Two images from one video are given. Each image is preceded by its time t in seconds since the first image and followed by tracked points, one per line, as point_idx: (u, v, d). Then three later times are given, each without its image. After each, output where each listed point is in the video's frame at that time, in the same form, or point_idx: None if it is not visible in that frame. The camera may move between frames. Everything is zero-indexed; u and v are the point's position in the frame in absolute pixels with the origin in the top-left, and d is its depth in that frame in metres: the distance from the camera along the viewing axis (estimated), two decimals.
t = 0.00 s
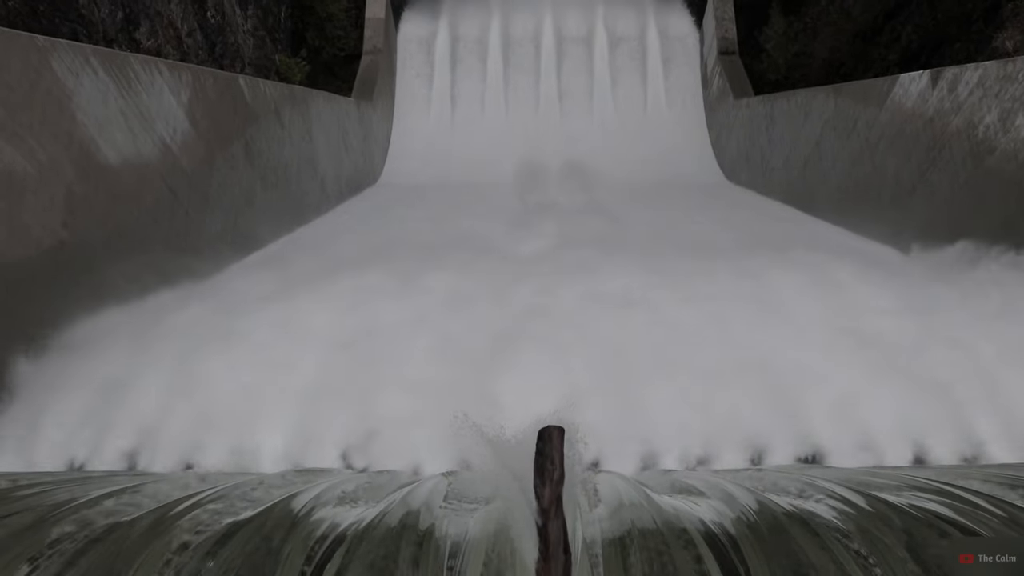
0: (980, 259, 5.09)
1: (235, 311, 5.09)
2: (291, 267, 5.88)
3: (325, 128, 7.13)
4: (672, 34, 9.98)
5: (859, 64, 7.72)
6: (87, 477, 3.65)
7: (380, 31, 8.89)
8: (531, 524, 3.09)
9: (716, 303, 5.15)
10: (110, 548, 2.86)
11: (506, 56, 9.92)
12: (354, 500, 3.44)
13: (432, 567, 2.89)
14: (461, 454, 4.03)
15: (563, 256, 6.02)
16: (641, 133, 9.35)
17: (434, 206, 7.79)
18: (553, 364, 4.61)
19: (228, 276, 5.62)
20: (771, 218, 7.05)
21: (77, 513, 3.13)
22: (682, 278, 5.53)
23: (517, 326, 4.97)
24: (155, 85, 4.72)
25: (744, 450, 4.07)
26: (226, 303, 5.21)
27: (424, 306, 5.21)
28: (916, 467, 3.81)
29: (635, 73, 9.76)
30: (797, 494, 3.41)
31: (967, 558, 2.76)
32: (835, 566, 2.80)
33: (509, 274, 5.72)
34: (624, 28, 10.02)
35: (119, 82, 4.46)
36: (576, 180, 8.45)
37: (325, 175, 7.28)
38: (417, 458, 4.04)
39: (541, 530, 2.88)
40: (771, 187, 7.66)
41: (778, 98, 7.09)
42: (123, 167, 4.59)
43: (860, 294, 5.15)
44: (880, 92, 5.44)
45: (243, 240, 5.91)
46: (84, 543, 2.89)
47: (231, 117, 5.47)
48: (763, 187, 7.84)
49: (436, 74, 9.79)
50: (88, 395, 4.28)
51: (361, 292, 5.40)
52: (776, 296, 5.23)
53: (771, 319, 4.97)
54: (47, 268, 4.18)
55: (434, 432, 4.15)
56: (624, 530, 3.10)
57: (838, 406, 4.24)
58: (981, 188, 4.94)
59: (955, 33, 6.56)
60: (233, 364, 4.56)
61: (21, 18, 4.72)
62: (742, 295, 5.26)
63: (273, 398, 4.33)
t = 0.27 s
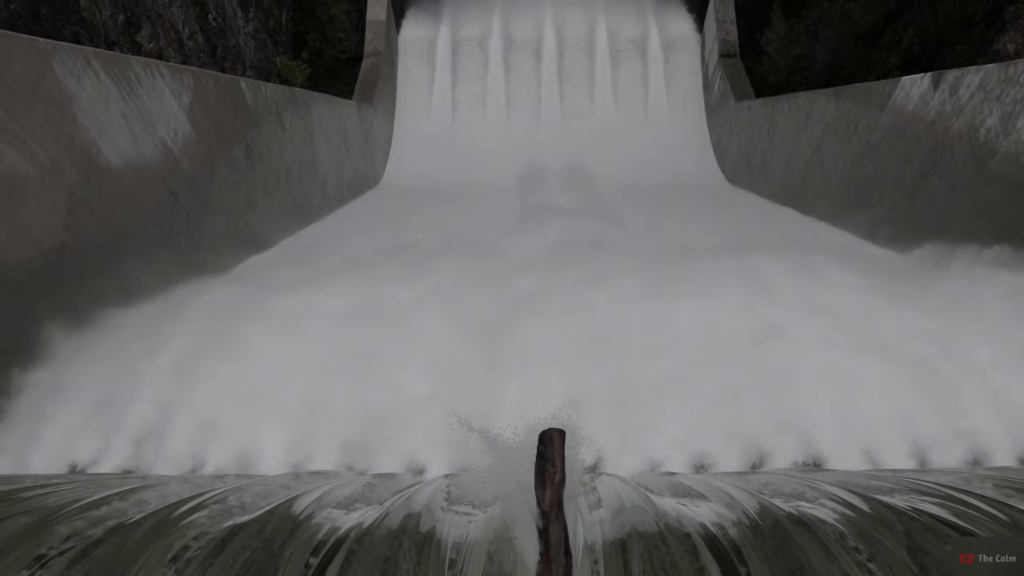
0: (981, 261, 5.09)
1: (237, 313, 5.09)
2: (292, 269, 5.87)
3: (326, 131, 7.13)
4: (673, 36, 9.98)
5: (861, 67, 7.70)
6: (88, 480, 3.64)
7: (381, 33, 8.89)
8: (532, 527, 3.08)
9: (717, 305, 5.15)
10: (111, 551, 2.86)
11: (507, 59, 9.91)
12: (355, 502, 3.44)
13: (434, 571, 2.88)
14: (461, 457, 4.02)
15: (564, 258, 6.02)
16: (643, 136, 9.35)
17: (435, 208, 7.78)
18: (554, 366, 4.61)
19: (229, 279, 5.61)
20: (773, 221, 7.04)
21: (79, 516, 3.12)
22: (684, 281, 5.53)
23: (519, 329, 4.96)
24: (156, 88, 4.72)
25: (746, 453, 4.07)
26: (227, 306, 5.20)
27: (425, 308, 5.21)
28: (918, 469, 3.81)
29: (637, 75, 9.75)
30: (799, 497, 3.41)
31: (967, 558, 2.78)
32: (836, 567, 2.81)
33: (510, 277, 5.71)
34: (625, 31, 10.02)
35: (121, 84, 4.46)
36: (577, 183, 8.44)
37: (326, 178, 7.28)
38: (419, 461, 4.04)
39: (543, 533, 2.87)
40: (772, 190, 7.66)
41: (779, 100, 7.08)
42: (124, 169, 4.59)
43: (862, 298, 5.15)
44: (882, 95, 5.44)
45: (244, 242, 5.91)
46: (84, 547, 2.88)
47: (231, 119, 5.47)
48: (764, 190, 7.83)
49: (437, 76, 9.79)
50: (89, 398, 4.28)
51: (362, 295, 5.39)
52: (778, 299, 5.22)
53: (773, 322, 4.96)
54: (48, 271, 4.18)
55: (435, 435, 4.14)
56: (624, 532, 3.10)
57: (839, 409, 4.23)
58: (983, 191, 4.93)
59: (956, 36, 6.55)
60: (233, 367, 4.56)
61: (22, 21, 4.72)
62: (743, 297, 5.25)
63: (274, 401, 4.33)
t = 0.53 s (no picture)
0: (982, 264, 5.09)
1: (238, 315, 5.09)
2: (292, 271, 5.87)
3: (327, 133, 7.13)
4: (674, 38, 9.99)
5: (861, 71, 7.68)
6: (87, 482, 3.64)
7: (382, 35, 8.89)
8: (531, 530, 3.08)
9: (717, 308, 5.15)
10: (111, 553, 2.86)
11: (507, 61, 9.91)
12: (355, 504, 3.45)
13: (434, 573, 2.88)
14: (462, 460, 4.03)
15: (564, 261, 6.02)
16: (644, 138, 9.35)
17: (436, 211, 7.78)
18: (555, 369, 4.61)
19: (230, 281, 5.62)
20: (773, 223, 7.05)
21: (79, 518, 3.13)
22: (684, 283, 5.53)
23: (520, 331, 4.97)
24: (158, 90, 4.72)
25: (746, 456, 4.07)
26: (227, 308, 5.21)
27: (426, 310, 5.21)
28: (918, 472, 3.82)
29: (637, 77, 9.76)
30: (799, 499, 3.41)
31: (967, 558, 2.78)
32: (836, 567, 2.81)
33: (511, 279, 5.71)
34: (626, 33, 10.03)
35: (122, 86, 4.46)
36: (578, 185, 8.45)
37: (327, 180, 7.28)
38: (420, 463, 4.04)
39: (542, 533, 2.92)
40: (773, 193, 7.66)
41: (779, 102, 7.09)
42: (125, 171, 4.59)
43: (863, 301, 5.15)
44: (882, 97, 5.44)
45: (245, 244, 5.91)
46: (85, 549, 2.88)
47: (232, 121, 5.46)
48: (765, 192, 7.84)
49: (437, 78, 9.79)
50: (89, 400, 4.28)
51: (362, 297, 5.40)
52: (778, 302, 5.22)
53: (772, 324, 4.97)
54: (49, 273, 4.19)
55: (435, 437, 4.14)
56: (625, 534, 3.10)
57: (839, 412, 4.23)
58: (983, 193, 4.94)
59: (957, 39, 6.54)
60: (233, 369, 4.56)
61: (23, 22, 4.73)
62: (743, 300, 5.25)
63: (273, 403, 4.33)
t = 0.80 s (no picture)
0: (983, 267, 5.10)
1: (238, 320, 5.09)
2: (292, 275, 5.87)
3: (328, 137, 7.14)
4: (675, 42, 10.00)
5: (861, 74, 7.65)
6: (87, 485, 3.64)
7: (382, 39, 8.90)
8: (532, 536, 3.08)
9: (717, 313, 5.15)
10: (110, 556, 2.86)
11: (508, 65, 9.90)
12: (356, 508, 3.44)
13: None
14: (461, 463, 4.02)
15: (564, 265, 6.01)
16: (644, 141, 9.35)
17: (436, 214, 7.78)
18: (555, 373, 4.61)
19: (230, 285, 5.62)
20: (774, 227, 7.04)
21: (78, 521, 3.13)
22: (685, 286, 5.53)
23: (520, 335, 4.97)
24: (159, 93, 4.72)
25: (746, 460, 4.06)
26: (227, 312, 5.20)
27: (426, 313, 5.21)
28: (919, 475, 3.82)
29: (638, 81, 9.77)
30: (799, 503, 3.41)
31: (967, 558, 2.77)
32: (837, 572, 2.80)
33: (511, 283, 5.71)
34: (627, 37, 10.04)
35: (123, 89, 4.46)
36: (578, 189, 8.45)
37: (328, 183, 7.28)
38: (420, 467, 4.03)
39: (543, 536, 2.96)
40: (773, 196, 7.66)
41: (780, 106, 7.09)
42: (125, 174, 4.59)
43: (863, 305, 5.15)
44: (881, 101, 5.44)
45: (245, 248, 5.91)
46: (84, 551, 2.88)
47: (233, 125, 5.46)
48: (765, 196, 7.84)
49: (438, 82, 9.78)
50: (88, 404, 4.28)
51: (362, 300, 5.39)
52: (778, 306, 5.21)
53: (773, 328, 4.97)
54: (49, 275, 4.19)
55: (435, 441, 4.14)
56: (627, 540, 3.10)
57: (839, 416, 4.23)
58: (984, 197, 4.95)
59: (957, 43, 6.53)
60: (233, 373, 4.56)
61: (24, 26, 4.74)
62: (744, 304, 5.25)
63: (273, 407, 4.33)
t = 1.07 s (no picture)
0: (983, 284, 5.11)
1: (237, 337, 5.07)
2: (291, 291, 5.86)
3: (327, 154, 7.14)
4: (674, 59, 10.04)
5: (860, 89, 7.65)
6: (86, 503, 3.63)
7: (382, 55, 8.93)
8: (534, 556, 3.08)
9: (716, 329, 5.14)
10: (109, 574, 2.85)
11: (507, 82, 9.92)
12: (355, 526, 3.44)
13: None
14: (461, 480, 4.00)
15: (563, 282, 6.00)
16: (644, 157, 9.35)
17: (435, 231, 7.78)
18: (554, 390, 4.60)
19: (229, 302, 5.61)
20: (774, 243, 7.04)
21: (77, 539, 3.13)
22: (684, 303, 5.53)
23: (520, 352, 4.96)
24: (160, 110, 4.74)
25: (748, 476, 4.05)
26: (226, 329, 5.20)
27: (426, 330, 5.20)
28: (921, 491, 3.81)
29: (637, 98, 9.79)
30: (800, 520, 3.41)
31: (968, 558, 3.01)
32: None
33: (510, 301, 5.71)
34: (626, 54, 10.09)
35: (124, 106, 4.49)
36: (578, 205, 8.45)
37: (327, 200, 7.29)
38: (419, 483, 4.01)
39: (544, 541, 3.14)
40: (773, 213, 7.67)
41: (779, 122, 7.12)
42: (126, 191, 4.60)
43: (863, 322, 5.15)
44: (880, 117, 5.46)
45: (244, 265, 5.90)
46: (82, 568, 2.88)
47: (233, 141, 5.47)
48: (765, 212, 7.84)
49: (437, 98, 9.80)
50: (86, 419, 4.27)
51: (361, 318, 5.38)
52: (777, 323, 5.21)
53: (773, 345, 4.96)
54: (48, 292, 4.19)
55: (435, 458, 4.12)
56: (627, 555, 3.20)
57: (840, 432, 4.22)
58: (983, 212, 4.96)
59: (955, 58, 6.62)
60: (231, 390, 4.55)
61: (25, 43, 4.77)
62: (744, 321, 5.24)
63: (272, 424, 4.31)
